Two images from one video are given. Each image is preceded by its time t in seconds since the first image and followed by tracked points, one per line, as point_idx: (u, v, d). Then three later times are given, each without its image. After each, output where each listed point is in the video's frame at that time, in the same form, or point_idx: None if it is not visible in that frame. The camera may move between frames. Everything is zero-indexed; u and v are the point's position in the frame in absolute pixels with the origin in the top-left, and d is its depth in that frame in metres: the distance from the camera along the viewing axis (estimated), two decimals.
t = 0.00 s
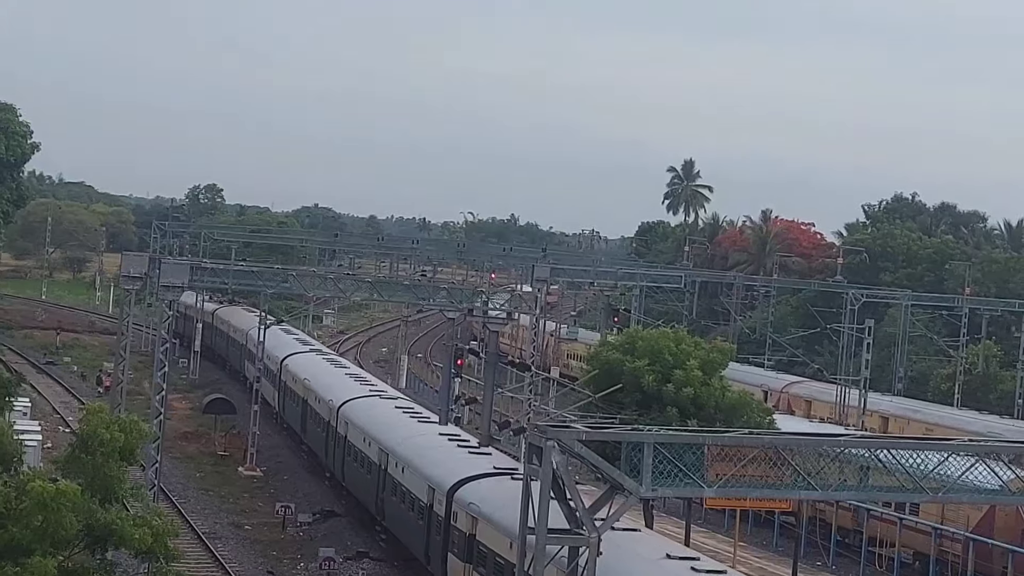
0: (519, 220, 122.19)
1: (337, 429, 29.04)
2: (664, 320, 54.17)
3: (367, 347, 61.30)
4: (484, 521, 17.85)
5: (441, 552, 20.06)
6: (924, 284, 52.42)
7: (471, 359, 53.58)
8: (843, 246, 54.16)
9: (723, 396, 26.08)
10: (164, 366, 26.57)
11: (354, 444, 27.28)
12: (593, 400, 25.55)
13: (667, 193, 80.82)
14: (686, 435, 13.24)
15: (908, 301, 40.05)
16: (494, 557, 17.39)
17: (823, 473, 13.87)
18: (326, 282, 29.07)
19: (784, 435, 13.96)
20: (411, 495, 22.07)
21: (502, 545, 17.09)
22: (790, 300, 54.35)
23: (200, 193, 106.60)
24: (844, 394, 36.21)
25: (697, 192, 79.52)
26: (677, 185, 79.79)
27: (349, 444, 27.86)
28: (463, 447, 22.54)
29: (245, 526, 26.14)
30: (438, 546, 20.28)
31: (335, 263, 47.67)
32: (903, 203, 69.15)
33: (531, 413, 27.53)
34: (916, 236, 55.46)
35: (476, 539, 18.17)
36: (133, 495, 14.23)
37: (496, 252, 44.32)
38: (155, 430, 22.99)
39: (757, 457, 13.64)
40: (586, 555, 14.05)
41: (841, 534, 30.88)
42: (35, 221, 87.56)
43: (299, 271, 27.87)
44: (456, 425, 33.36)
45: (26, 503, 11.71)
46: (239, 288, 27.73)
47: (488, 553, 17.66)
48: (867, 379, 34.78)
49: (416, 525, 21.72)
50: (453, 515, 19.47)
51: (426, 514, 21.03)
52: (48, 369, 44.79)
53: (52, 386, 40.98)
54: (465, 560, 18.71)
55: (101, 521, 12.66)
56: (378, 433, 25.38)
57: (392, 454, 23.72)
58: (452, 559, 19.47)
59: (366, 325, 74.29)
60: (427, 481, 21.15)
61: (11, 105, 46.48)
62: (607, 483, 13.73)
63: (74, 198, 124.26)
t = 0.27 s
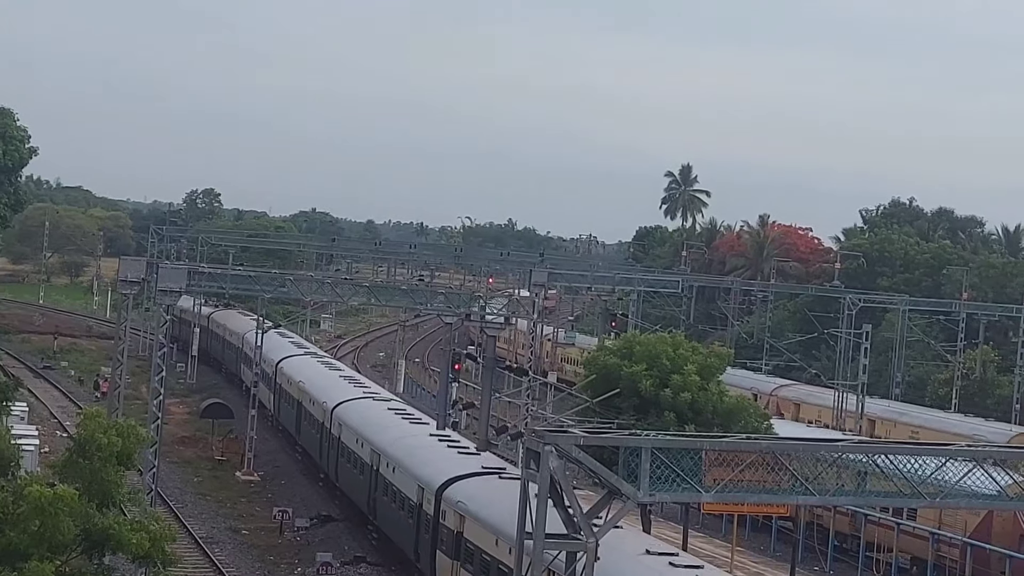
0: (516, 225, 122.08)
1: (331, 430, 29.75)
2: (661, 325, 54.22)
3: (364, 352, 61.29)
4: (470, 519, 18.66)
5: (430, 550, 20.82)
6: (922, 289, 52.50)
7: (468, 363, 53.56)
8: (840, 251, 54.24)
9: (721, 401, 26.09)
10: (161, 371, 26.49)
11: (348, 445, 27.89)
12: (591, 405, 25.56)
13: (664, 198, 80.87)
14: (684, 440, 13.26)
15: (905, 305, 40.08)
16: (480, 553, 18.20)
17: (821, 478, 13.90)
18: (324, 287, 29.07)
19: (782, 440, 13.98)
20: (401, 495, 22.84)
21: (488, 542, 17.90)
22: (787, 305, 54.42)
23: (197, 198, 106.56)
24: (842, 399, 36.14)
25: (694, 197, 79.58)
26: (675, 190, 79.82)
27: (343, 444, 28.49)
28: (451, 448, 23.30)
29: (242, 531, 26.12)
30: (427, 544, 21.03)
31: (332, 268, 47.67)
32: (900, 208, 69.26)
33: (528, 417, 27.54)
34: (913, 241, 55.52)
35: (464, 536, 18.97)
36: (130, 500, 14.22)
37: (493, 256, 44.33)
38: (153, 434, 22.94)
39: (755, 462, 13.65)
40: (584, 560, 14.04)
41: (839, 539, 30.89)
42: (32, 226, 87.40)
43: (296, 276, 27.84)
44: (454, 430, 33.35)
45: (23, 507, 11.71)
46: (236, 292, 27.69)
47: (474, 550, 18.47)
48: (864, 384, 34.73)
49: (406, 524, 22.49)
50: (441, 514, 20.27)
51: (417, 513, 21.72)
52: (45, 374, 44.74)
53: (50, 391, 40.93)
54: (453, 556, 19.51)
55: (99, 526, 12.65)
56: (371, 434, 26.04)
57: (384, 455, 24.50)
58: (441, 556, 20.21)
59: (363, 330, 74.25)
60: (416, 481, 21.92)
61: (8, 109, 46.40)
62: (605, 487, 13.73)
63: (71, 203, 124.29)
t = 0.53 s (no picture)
0: (514, 226, 122.03)
1: (324, 429, 30.27)
2: (659, 326, 54.27)
3: (362, 353, 61.29)
4: (457, 514, 19.15)
5: (419, 545, 21.35)
6: (919, 290, 52.57)
7: (466, 365, 53.59)
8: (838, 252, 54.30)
9: (718, 403, 26.11)
10: (158, 373, 26.43)
11: (341, 443, 28.43)
12: (588, 407, 25.58)
13: (662, 200, 80.91)
14: (682, 442, 13.26)
15: (902, 307, 40.11)
16: (466, 548, 18.69)
17: (818, 480, 13.90)
18: (321, 288, 29.08)
19: (779, 442, 13.98)
20: (392, 491, 23.37)
21: (473, 536, 18.38)
22: (784, 307, 54.48)
23: (195, 199, 106.48)
24: (840, 401, 35.92)
25: (692, 199, 79.64)
26: (672, 191, 79.85)
27: (336, 443, 29.03)
28: (441, 446, 23.83)
29: (239, 532, 26.10)
30: (416, 540, 21.56)
31: (330, 269, 47.65)
32: (897, 209, 69.34)
33: (526, 419, 27.55)
34: (911, 243, 55.58)
35: (451, 532, 19.46)
36: (127, 502, 14.22)
37: (491, 258, 44.35)
38: (150, 436, 22.92)
39: (752, 464, 13.65)
40: (581, 562, 14.02)
41: (836, 541, 30.91)
42: (29, 227, 87.28)
43: (294, 277, 27.83)
44: (451, 432, 33.36)
45: (20, 509, 11.72)
46: (234, 294, 27.67)
47: (461, 544, 18.97)
48: (861, 386, 34.76)
49: (396, 520, 23.05)
50: (429, 509, 20.80)
51: (406, 509, 22.26)
52: (42, 376, 44.69)
53: (47, 392, 40.91)
54: (440, 551, 20.05)
55: (95, 527, 12.65)
56: (363, 433, 26.58)
57: (375, 452, 25.02)
58: (428, 551, 20.76)
59: (360, 331, 74.25)
60: (406, 478, 22.46)
61: (5, 111, 46.36)
62: (602, 489, 13.72)
63: (68, 204, 124.19)
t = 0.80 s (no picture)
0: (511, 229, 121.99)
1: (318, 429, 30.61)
2: (656, 328, 54.31)
3: (359, 356, 61.28)
4: (445, 510, 19.52)
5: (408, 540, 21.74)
6: (917, 292, 52.64)
7: (463, 368, 53.61)
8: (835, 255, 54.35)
9: (715, 405, 26.13)
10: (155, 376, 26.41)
11: (334, 442, 28.80)
12: (586, 409, 25.57)
13: (659, 202, 80.95)
14: (679, 444, 13.27)
15: (899, 309, 40.15)
16: (454, 543, 19.07)
17: (815, 482, 13.90)
18: (319, 291, 29.08)
19: (776, 443, 13.98)
20: (384, 489, 23.77)
21: (460, 531, 18.77)
22: (782, 309, 54.53)
23: (192, 201, 106.39)
24: (837, 403, 36.04)
25: (689, 201, 79.67)
26: (669, 194, 79.86)
27: (329, 442, 29.39)
28: (432, 444, 24.22)
29: (237, 535, 26.07)
30: (405, 536, 21.93)
31: (327, 272, 47.63)
32: (895, 211, 69.41)
33: (523, 421, 27.55)
34: (908, 245, 55.64)
35: (439, 527, 19.85)
36: (125, 505, 14.21)
37: (488, 261, 44.35)
38: (147, 439, 22.88)
39: (749, 466, 13.65)
40: (579, 564, 14.03)
41: (834, 543, 30.92)
42: (25, 229, 87.14)
43: (291, 280, 27.81)
44: (449, 434, 33.35)
45: (17, 512, 11.71)
46: (231, 297, 27.63)
47: (449, 540, 19.32)
48: (858, 388, 34.78)
49: (388, 517, 23.44)
50: (418, 506, 21.19)
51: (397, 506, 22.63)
52: (40, 378, 44.63)
53: (44, 395, 40.86)
54: (429, 546, 20.42)
55: (93, 530, 12.65)
56: (356, 432, 26.95)
57: (368, 450, 25.39)
58: (418, 547, 21.12)
59: (358, 334, 74.24)
60: (397, 475, 22.86)
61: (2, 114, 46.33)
62: (599, 491, 13.72)
63: (65, 206, 124.11)
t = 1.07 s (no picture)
0: (507, 230, 121.93)
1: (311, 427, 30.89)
2: (652, 329, 54.35)
3: (355, 357, 61.27)
4: (433, 505, 19.93)
5: (397, 536, 22.11)
6: (912, 293, 52.74)
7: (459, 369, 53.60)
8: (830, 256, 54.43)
9: (711, 405, 26.16)
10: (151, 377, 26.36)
11: (326, 440, 29.11)
12: (582, 410, 25.60)
13: (654, 203, 81.01)
14: (674, 445, 13.28)
15: (895, 310, 40.21)
16: (440, 537, 19.46)
17: (811, 483, 13.93)
18: (315, 292, 29.08)
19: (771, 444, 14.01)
20: (374, 486, 24.12)
21: (447, 526, 19.18)
22: (777, 310, 54.59)
23: (187, 203, 106.28)
24: (832, 404, 36.12)
25: (685, 202, 79.73)
26: (665, 195, 79.92)
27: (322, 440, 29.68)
28: (421, 442, 24.60)
29: (233, 537, 26.06)
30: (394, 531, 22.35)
31: (322, 273, 47.62)
32: (890, 212, 69.50)
33: (519, 422, 27.55)
34: (903, 246, 55.72)
35: (427, 522, 20.26)
36: (120, 506, 14.23)
37: (483, 262, 44.35)
38: (143, 441, 22.85)
39: (745, 467, 13.67)
40: (575, 565, 14.04)
41: (829, 543, 30.95)
42: (20, 231, 86.99)
43: (287, 282, 27.79)
44: (445, 435, 33.36)
45: (13, 514, 11.73)
46: (227, 298, 27.61)
47: (436, 535, 19.73)
48: (853, 388, 34.84)
49: (377, 512, 23.81)
50: (407, 502, 21.58)
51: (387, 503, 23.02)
52: (35, 381, 44.56)
53: (40, 397, 40.81)
54: (418, 541, 20.83)
55: (89, 532, 12.67)
56: (347, 430, 27.30)
57: (358, 448, 25.73)
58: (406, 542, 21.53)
59: (354, 335, 74.21)
60: (386, 472, 23.24)
61: None
62: (595, 492, 13.72)
63: (60, 208, 123.97)
